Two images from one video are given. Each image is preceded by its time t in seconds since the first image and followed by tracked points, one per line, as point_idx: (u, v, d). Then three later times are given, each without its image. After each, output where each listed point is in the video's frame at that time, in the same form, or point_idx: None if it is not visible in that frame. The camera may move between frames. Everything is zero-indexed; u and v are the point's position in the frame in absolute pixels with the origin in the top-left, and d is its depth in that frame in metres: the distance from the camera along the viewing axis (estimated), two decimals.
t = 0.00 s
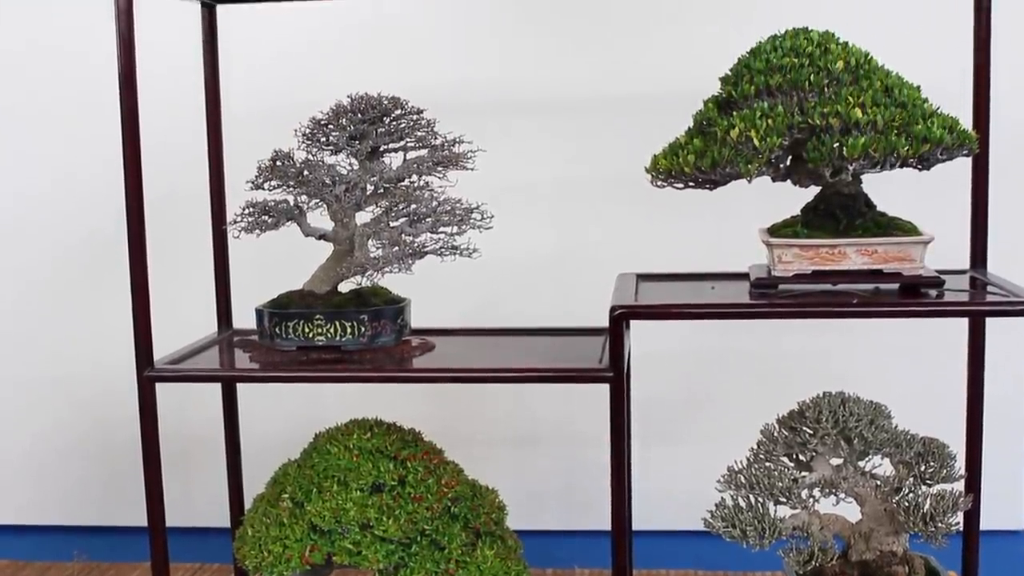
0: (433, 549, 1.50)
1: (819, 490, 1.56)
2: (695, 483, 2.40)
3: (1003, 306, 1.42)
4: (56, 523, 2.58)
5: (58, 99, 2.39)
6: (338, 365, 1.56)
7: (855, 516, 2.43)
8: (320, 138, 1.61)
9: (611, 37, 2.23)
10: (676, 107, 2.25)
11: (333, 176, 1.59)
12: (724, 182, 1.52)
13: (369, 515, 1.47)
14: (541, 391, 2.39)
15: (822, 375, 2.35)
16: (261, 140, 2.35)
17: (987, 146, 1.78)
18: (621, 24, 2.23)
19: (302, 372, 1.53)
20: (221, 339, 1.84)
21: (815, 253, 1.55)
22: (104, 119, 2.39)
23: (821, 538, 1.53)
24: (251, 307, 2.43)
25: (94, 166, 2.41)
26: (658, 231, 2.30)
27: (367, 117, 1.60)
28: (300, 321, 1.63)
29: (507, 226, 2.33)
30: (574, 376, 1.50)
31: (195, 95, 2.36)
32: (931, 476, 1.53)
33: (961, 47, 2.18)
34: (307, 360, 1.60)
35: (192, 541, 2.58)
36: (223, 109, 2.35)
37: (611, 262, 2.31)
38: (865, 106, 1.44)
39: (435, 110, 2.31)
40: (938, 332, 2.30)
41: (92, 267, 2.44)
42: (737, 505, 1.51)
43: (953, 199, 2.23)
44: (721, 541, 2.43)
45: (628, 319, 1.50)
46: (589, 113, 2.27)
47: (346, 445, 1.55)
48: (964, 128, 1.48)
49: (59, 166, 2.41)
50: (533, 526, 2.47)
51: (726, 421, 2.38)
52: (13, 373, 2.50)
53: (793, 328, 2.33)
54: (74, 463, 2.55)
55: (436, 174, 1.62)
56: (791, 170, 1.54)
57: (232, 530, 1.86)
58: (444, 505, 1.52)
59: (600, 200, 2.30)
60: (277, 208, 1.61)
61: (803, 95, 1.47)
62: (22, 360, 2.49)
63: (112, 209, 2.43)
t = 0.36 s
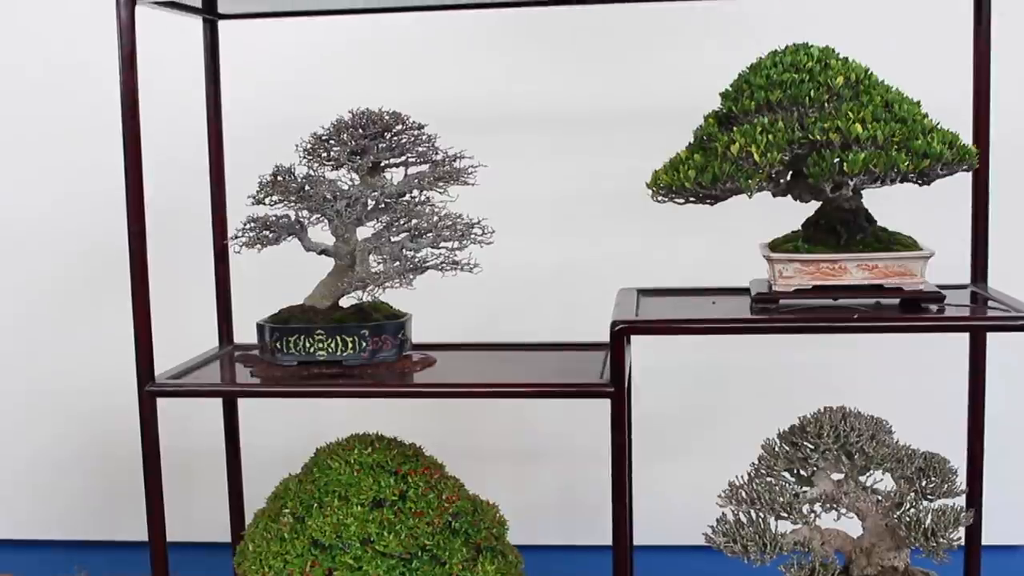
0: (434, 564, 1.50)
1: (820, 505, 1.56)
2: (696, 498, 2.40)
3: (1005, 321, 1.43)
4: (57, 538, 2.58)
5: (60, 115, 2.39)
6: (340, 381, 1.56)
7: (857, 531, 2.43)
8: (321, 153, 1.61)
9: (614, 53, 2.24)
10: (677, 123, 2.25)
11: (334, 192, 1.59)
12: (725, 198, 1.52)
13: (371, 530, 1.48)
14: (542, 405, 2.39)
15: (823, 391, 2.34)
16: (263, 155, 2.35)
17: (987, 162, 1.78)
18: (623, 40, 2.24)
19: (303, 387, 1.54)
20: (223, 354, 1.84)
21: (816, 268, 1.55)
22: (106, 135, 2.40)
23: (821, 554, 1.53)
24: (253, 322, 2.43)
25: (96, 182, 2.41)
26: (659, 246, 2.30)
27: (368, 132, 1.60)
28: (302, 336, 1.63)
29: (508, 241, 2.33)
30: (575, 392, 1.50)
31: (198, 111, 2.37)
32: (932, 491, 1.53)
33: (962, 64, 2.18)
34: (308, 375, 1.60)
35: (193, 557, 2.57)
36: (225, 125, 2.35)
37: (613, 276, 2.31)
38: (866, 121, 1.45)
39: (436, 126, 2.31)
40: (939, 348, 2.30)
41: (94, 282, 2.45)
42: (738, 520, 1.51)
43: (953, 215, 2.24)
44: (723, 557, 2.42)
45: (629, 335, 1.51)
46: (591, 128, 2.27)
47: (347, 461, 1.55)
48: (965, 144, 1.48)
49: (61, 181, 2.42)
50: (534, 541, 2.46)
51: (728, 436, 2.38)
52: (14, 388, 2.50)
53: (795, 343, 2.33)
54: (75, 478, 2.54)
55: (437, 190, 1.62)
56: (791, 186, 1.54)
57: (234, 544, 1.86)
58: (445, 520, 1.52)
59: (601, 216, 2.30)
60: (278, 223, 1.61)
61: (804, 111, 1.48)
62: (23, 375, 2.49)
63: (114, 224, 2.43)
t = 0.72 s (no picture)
0: None
1: (822, 519, 1.56)
2: (697, 512, 2.40)
3: (1006, 335, 1.43)
4: (57, 552, 2.57)
5: (61, 130, 2.39)
6: (341, 395, 1.56)
7: (857, 545, 2.43)
8: (323, 168, 1.62)
9: (615, 68, 2.25)
10: (678, 138, 2.26)
11: (335, 206, 1.60)
12: (726, 212, 1.52)
13: (371, 544, 1.47)
14: (542, 420, 2.39)
15: (824, 405, 2.34)
16: (264, 170, 2.35)
17: (987, 177, 1.79)
18: (625, 55, 2.25)
19: (303, 401, 1.54)
20: (223, 368, 1.84)
21: (817, 283, 1.55)
22: (107, 150, 2.40)
23: (823, 568, 1.53)
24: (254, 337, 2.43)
25: (97, 196, 2.42)
26: (660, 260, 2.30)
27: (370, 147, 1.60)
28: (303, 350, 1.64)
29: (509, 256, 2.33)
30: (576, 406, 1.51)
31: (199, 126, 2.37)
32: (933, 506, 1.53)
33: (962, 79, 2.19)
34: (309, 390, 1.61)
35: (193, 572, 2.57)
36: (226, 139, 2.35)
37: (614, 290, 2.31)
38: (866, 136, 1.45)
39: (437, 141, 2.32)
40: (939, 362, 2.30)
41: (95, 296, 2.45)
42: (739, 535, 1.51)
43: (954, 230, 2.24)
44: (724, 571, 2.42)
45: (630, 349, 1.51)
46: (592, 143, 2.27)
47: (347, 475, 1.55)
48: (965, 159, 1.48)
49: (61, 196, 2.42)
50: (534, 555, 2.46)
51: (729, 450, 2.37)
52: (14, 403, 2.50)
53: (796, 357, 2.33)
54: (75, 491, 2.54)
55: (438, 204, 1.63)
56: (791, 202, 1.55)
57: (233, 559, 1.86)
58: (446, 534, 1.52)
59: (601, 231, 2.30)
60: (279, 237, 1.62)
61: (804, 125, 1.48)
62: (24, 390, 2.49)
63: (115, 238, 2.43)
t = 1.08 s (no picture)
0: None
1: (823, 536, 1.55)
2: (698, 528, 2.39)
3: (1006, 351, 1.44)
4: (56, 568, 2.57)
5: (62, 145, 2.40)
6: (341, 410, 1.57)
7: (859, 561, 2.42)
8: (325, 183, 1.63)
9: (615, 83, 2.25)
10: (678, 154, 2.26)
11: (336, 222, 1.60)
12: (726, 228, 1.53)
13: (372, 560, 1.47)
14: (544, 436, 2.39)
15: (825, 421, 2.34)
16: (266, 186, 2.36)
17: (987, 192, 1.79)
18: (625, 71, 2.25)
19: (304, 417, 1.54)
20: (224, 384, 1.84)
21: (818, 298, 1.56)
22: (108, 166, 2.40)
23: None
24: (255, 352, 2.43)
25: (98, 212, 2.42)
26: (660, 276, 2.30)
27: (371, 163, 1.62)
28: (304, 366, 1.64)
29: (509, 271, 2.33)
30: (577, 421, 1.51)
31: (200, 142, 2.37)
32: (935, 521, 1.53)
33: (961, 94, 2.19)
34: (310, 405, 1.61)
35: None
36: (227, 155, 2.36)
37: (614, 306, 2.31)
38: (866, 152, 1.46)
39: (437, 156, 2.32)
40: (940, 377, 2.30)
41: (96, 311, 2.45)
42: (741, 550, 1.53)
43: (954, 245, 2.24)
44: None
45: (630, 365, 1.52)
46: (592, 159, 2.28)
47: (348, 490, 1.55)
48: (966, 174, 1.49)
49: (62, 211, 2.42)
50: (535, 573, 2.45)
51: (730, 465, 2.37)
52: (14, 418, 2.50)
53: (796, 371, 2.33)
54: (75, 506, 2.54)
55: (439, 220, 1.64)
56: (792, 217, 1.55)
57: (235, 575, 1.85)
58: (446, 550, 1.52)
59: (602, 246, 2.30)
60: (280, 253, 1.62)
61: (804, 141, 1.49)
62: (24, 405, 2.49)
63: (116, 253, 2.43)
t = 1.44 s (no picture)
0: None
1: (825, 553, 1.55)
2: (699, 545, 2.39)
3: (1007, 367, 1.46)
4: None
5: (63, 161, 2.40)
6: (343, 427, 1.57)
7: None
8: (325, 201, 1.63)
9: (616, 100, 2.26)
10: (679, 170, 2.26)
11: (338, 239, 1.62)
12: (727, 244, 1.56)
13: None
14: (545, 453, 2.40)
15: (827, 437, 2.33)
16: (267, 202, 2.36)
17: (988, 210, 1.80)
18: (626, 88, 2.26)
19: (306, 435, 1.54)
20: (225, 400, 1.84)
21: (819, 314, 1.59)
22: (110, 182, 2.41)
23: None
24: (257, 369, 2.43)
25: (99, 228, 2.42)
26: (662, 292, 2.30)
27: (372, 180, 1.62)
28: (305, 382, 1.64)
29: (510, 287, 2.33)
30: (579, 439, 1.51)
31: (202, 158, 2.38)
32: (937, 538, 1.53)
33: (961, 111, 2.19)
34: (312, 423, 1.61)
35: None
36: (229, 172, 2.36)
37: (615, 322, 2.31)
38: (867, 169, 1.50)
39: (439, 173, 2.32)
40: (942, 394, 2.30)
41: (97, 325, 2.46)
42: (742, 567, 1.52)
43: (955, 262, 2.24)
44: None
45: (631, 382, 1.52)
46: (594, 175, 2.28)
47: (349, 507, 1.55)
48: (965, 192, 1.52)
49: (63, 226, 2.42)
50: None
51: (730, 482, 2.37)
52: (15, 433, 2.50)
53: (797, 388, 2.33)
54: (75, 521, 2.53)
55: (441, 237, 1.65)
56: (793, 234, 1.57)
57: None
58: (447, 567, 1.52)
59: (603, 263, 2.30)
60: (281, 269, 1.64)
61: (804, 158, 1.53)
62: (24, 420, 2.49)
63: (117, 269, 2.44)
